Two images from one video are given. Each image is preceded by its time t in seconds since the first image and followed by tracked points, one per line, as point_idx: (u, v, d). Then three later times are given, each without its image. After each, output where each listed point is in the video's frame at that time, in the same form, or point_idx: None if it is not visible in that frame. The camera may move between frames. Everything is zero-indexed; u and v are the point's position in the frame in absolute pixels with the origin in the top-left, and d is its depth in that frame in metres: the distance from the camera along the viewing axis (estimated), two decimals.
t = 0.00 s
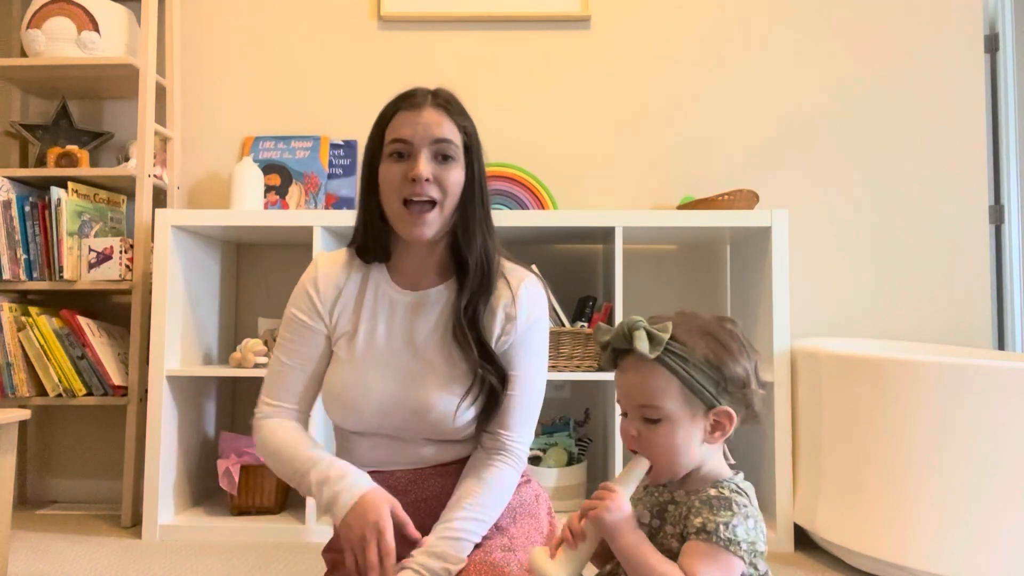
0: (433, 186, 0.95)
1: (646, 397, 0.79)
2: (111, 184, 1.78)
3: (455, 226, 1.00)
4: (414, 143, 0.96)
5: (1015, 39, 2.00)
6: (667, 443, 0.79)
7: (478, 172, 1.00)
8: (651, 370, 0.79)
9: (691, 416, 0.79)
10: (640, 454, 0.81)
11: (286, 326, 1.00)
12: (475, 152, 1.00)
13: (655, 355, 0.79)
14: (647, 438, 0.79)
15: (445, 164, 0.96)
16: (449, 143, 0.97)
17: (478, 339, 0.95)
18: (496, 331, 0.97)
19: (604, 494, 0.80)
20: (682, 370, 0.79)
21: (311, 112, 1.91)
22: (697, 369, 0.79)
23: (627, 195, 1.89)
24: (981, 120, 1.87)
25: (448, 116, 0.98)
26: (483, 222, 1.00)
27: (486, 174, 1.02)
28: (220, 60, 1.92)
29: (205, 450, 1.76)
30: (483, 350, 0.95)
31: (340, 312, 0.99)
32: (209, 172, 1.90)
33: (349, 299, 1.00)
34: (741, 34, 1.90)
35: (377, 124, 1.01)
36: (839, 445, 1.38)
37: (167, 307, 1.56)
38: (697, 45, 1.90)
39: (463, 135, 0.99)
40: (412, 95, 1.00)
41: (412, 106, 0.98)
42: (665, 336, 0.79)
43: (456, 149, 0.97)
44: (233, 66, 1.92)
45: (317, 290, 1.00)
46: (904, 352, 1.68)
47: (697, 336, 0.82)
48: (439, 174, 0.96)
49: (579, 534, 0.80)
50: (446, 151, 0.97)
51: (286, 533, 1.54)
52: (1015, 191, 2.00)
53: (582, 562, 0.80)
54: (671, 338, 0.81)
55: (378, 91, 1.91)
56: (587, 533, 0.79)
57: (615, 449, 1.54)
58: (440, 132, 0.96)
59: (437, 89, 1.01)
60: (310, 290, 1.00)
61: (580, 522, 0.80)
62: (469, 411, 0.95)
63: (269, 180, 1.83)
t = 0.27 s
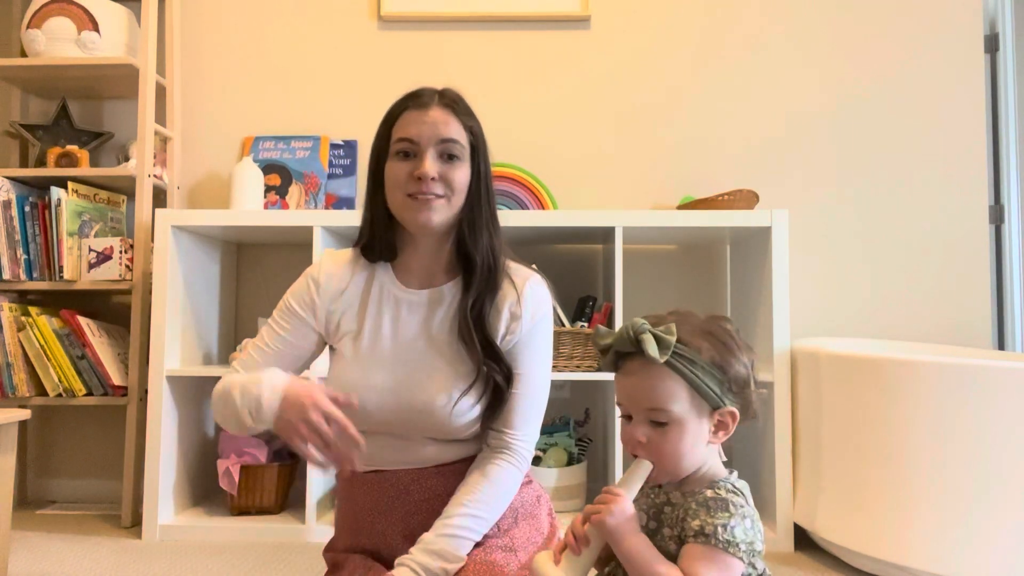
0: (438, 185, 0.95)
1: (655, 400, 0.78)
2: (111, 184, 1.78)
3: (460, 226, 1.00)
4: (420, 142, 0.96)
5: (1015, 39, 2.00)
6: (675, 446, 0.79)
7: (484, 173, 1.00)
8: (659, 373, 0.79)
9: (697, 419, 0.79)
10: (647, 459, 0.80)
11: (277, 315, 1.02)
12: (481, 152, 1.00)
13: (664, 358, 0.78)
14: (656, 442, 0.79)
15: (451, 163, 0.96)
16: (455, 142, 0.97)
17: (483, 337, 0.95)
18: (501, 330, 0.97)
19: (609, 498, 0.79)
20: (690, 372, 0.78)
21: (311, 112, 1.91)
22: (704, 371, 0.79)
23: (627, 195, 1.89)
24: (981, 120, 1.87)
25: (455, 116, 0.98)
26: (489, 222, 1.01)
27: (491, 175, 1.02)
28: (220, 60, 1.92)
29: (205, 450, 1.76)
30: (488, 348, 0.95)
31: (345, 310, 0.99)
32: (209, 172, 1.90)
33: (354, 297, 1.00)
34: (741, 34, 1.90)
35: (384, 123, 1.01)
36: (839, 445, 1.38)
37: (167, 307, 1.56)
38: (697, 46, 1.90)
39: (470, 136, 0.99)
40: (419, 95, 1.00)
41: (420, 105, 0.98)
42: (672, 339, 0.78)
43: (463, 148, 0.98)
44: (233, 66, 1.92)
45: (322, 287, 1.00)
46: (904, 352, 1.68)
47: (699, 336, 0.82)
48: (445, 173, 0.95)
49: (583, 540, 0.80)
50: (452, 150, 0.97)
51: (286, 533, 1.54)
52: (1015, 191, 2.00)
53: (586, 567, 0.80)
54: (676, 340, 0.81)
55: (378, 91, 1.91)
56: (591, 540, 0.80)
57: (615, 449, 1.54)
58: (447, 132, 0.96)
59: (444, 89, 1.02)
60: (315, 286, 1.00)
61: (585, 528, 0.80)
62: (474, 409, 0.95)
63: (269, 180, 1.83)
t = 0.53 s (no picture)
0: (437, 185, 0.95)
1: (655, 402, 0.78)
2: (111, 184, 1.78)
3: (460, 225, 1.00)
4: (419, 142, 0.96)
5: (1016, 39, 2.00)
6: (674, 448, 0.78)
7: (485, 173, 1.00)
8: (658, 375, 0.79)
9: (696, 422, 0.79)
10: (644, 460, 0.80)
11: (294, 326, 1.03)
12: (481, 152, 1.00)
13: (663, 361, 0.78)
14: (653, 444, 0.79)
15: (450, 163, 0.96)
16: (454, 143, 0.97)
17: (481, 335, 0.95)
18: (500, 328, 0.97)
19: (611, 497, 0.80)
20: (689, 375, 0.78)
21: (311, 112, 1.91)
22: (703, 374, 0.79)
23: (627, 195, 1.89)
24: (981, 120, 1.87)
25: (455, 117, 0.98)
26: (488, 222, 1.01)
27: (492, 175, 1.02)
28: (220, 60, 1.92)
29: (205, 450, 1.76)
30: (486, 346, 0.95)
31: (344, 311, 1.00)
32: (209, 172, 1.90)
33: (353, 298, 1.01)
34: (741, 34, 1.90)
35: (384, 123, 1.02)
36: (840, 445, 1.38)
37: (167, 307, 1.56)
38: (697, 45, 1.90)
39: (470, 136, 0.99)
40: (419, 95, 1.00)
41: (420, 105, 0.98)
42: (672, 342, 0.78)
43: (462, 148, 0.97)
44: (233, 66, 1.92)
45: (321, 290, 1.01)
46: (904, 352, 1.68)
47: (699, 338, 0.82)
48: (444, 173, 0.95)
49: (598, 551, 0.80)
50: (451, 150, 0.97)
51: (286, 533, 1.54)
52: (1015, 191, 2.00)
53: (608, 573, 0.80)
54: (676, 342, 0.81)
55: (378, 91, 1.91)
56: (603, 549, 0.80)
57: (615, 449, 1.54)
58: (446, 132, 0.96)
59: (445, 89, 1.01)
60: (316, 289, 1.02)
61: (596, 536, 0.81)
62: (473, 407, 0.95)
63: (269, 180, 1.83)
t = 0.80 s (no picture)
0: (436, 185, 0.95)
1: (645, 411, 0.79)
2: (111, 184, 1.78)
3: (461, 226, 1.00)
4: (418, 142, 0.96)
5: (1016, 39, 2.00)
6: (668, 454, 0.79)
7: (485, 172, 1.00)
8: (647, 383, 0.79)
9: (688, 427, 0.80)
10: (643, 466, 0.82)
11: (287, 325, 1.03)
12: (482, 151, 0.99)
13: (651, 369, 0.78)
14: (648, 452, 0.80)
15: (449, 163, 0.96)
16: (453, 142, 0.96)
17: (485, 338, 0.95)
18: (503, 331, 0.97)
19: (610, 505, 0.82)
20: (677, 381, 0.78)
21: (311, 112, 1.91)
22: (691, 378, 0.79)
23: (627, 195, 1.89)
24: (981, 120, 1.87)
25: (453, 116, 0.97)
26: (490, 223, 1.00)
27: (493, 173, 1.01)
28: (220, 60, 1.92)
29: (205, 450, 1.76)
30: (490, 349, 0.95)
31: (346, 313, 1.00)
32: (209, 172, 1.90)
33: (355, 300, 1.00)
34: (741, 34, 1.90)
35: (385, 124, 1.02)
36: (840, 445, 1.38)
37: (167, 307, 1.56)
38: (698, 45, 1.90)
39: (470, 135, 0.98)
40: (419, 95, 1.00)
41: (418, 105, 0.98)
42: (659, 349, 0.78)
43: (462, 148, 0.97)
44: (233, 66, 1.92)
45: (324, 291, 1.01)
46: (904, 352, 1.68)
47: (687, 342, 0.82)
48: (442, 173, 0.95)
49: (601, 558, 0.83)
50: (450, 150, 0.96)
51: (286, 533, 1.55)
52: (1015, 191, 2.00)
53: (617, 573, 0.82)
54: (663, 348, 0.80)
55: (378, 91, 1.91)
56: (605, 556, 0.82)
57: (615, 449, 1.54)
58: (445, 132, 0.96)
59: (445, 88, 1.01)
60: (318, 290, 1.02)
61: (597, 545, 0.83)
62: (476, 409, 0.95)
63: (269, 180, 1.83)
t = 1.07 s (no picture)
0: (431, 187, 0.95)
1: (633, 419, 0.79)
2: (111, 184, 1.78)
3: (458, 227, 1.00)
4: (416, 144, 0.96)
5: (1015, 39, 2.00)
6: (662, 458, 0.80)
7: (484, 176, 0.99)
8: (630, 392, 0.79)
9: (678, 428, 0.80)
10: (641, 473, 0.82)
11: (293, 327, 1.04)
12: (481, 154, 0.99)
13: (631, 378, 0.78)
14: (642, 458, 0.80)
15: (446, 165, 0.96)
16: (452, 145, 0.96)
17: (479, 338, 0.95)
18: (498, 332, 0.97)
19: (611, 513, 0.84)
20: (659, 385, 0.78)
21: (311, 112, 1.91)
22: (673, 379, 0.79)
23: (626, 195, 1.89)
24: (981, 120, 1.87)
25: (453, 118, 0.97)
26: (489, 224, 1.00)
27: (491, 177, 1.01)
28: (220, 60, 1.92)
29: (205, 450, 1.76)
30: (485, 350, 0.95)
31: (341, 312, 1.00)
32: (209, 172, 1.90)
33: (351, 298, 1.00)
34: (741, 34, 1.90)
35: (385, 124, 1.02)
36: (840, 445, 1.38)
37: (167, 307, 1.56)
38: (697, 46, 1.90)
39: (469, 138, 0.98)
40: (420, 95, 1.00)
41: (418, 107, 0.98)
42: (636, 358, 0.78)
43: (461, 151, 0.97)
44: (233, 66, 1.92)
45: (320, 290, 1.01)
46: (904, 352, 1.68)
47: (665, 346, 0.82)
48: (439, 175, 0.95)
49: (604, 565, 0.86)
50: (448, 153, 0.96)
51: (286, 533, 1.55)
52: (1015, 191, 2.00)
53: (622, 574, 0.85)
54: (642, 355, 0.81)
55: (378, 91, 1.91)
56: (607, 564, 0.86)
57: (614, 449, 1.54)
58: (443, 134, 0.96)
59: (446, 89, 1.01)
60: (314, 288, 1.02)
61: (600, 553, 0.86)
62: (470, 410, 0.95)
63: (269, 180, 1.83)
